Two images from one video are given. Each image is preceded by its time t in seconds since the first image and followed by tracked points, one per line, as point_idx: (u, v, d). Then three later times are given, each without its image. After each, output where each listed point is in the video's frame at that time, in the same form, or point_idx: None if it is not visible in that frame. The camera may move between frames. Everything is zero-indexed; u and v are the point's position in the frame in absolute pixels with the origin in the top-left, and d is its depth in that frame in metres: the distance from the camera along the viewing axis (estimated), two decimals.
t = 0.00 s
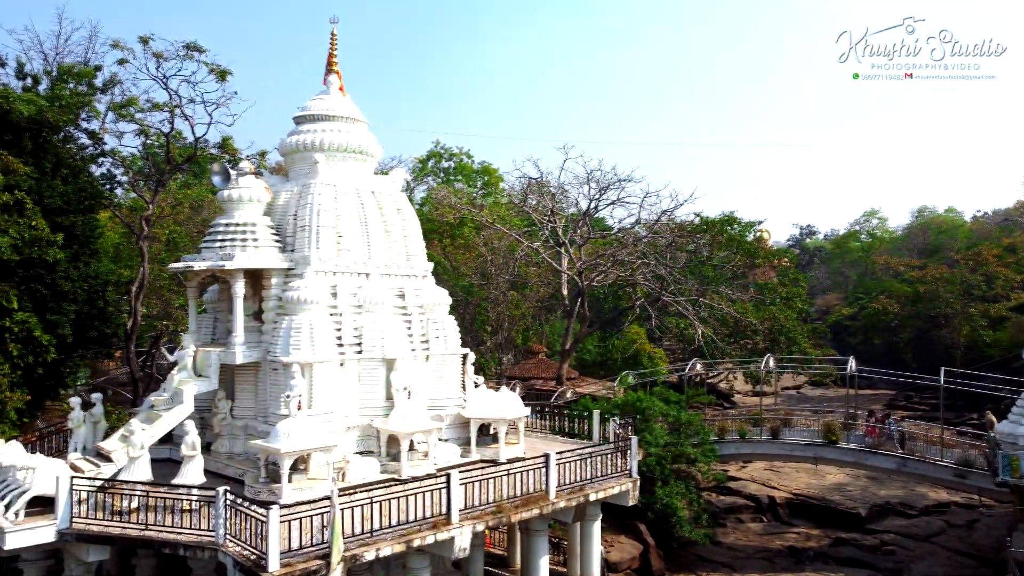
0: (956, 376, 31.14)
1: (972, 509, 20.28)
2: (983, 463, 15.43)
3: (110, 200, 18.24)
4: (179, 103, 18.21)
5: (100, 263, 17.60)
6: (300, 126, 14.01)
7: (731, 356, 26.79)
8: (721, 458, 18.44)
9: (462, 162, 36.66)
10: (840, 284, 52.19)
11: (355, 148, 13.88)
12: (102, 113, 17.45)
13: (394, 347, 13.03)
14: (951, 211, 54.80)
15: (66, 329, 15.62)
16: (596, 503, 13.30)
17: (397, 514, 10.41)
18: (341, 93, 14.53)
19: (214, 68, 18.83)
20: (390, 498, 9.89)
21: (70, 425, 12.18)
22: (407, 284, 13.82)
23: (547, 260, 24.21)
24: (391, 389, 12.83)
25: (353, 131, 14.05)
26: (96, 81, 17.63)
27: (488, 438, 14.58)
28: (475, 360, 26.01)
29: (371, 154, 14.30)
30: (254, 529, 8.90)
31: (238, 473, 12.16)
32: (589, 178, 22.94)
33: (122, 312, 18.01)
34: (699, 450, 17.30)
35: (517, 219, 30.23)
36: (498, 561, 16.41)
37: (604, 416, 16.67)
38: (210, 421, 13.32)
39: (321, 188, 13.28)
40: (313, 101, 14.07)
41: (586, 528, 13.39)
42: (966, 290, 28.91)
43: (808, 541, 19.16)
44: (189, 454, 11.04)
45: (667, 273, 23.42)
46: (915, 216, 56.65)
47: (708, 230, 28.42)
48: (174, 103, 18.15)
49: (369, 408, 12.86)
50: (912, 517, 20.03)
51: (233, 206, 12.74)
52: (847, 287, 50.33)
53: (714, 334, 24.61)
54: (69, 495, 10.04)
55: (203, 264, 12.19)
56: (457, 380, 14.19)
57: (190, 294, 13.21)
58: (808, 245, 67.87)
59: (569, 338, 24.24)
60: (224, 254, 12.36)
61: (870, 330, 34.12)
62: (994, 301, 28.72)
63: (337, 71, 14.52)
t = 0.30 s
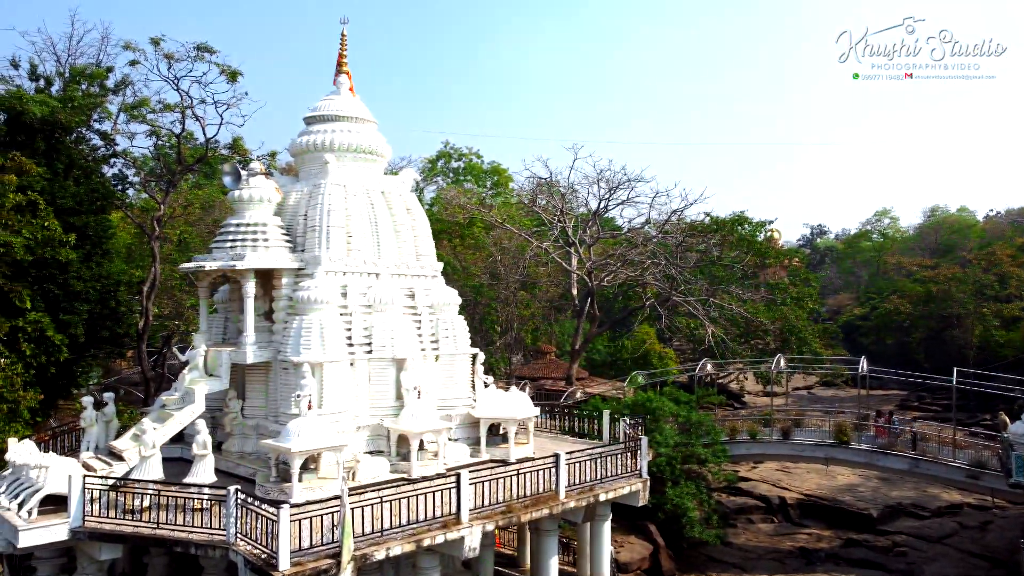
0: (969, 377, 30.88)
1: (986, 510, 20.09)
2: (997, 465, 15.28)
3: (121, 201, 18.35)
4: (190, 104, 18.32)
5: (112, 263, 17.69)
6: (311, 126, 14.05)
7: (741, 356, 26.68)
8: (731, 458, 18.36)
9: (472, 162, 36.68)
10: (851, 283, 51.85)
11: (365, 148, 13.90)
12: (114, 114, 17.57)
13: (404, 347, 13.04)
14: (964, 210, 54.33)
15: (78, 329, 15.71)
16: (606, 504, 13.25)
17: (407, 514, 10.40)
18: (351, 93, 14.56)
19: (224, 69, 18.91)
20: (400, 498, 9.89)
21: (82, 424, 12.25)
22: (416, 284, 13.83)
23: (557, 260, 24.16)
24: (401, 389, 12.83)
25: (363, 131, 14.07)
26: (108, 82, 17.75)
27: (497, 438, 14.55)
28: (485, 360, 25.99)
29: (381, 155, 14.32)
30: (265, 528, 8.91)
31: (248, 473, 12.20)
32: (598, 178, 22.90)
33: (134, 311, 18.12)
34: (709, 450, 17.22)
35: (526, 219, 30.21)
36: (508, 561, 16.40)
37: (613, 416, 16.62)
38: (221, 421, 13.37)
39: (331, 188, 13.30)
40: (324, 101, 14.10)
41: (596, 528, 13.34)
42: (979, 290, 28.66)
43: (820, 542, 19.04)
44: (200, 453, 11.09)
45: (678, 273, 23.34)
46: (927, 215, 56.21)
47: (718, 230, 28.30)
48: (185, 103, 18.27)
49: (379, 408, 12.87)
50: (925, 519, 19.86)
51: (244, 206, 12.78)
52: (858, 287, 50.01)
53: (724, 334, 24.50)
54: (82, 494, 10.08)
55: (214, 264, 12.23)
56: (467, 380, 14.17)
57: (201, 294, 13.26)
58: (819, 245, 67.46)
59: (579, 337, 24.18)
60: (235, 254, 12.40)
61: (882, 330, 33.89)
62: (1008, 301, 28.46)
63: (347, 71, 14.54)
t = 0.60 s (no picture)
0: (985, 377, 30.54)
1: (1003, 512, 19.85)
2: (1014, 466, 15.03)
3: (136, 201, 18.49)
4: (204, 105, 18.43)
5: (127, 264, 17.80)
6: (324, 127, 14.08)
7: (754, 357, 26.51)
8: (744, 459, 18.27)
9: (484, 162, 36.67)
10: (865, 283, 51.41)
11: (378, 148, 13.91)
12: (129, 115, 17.70)
13: (417, 347, 13.04)
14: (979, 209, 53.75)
15: (94, 329, 15.86)
16: (618, 504, 13.18)
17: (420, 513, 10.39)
18: (364, 94, 14.58)
19: (238, 70, 19.01)
20: (412, 497, 9.88)
21: (98, 424, 12.34)
22: (429, 284, 13.84)
23: (569, 260, 24.10)
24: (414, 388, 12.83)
25: (376, 131, 14.09)
26: (122, 84, 17.87)
27: (510, 438, 14.52)
28: (497, 360, 25.97)
29: (394, 155, 14.34)
30: (279, 528, 8.93)
31: (262, 472, 12.24)
32: (611, 178, 22.81)
33: (148, 311, 18.25)
34: (723, 451, 17.11)
35: (539, 219, 30.16)
36: (520, 561, 16.38)
37: (626, 417, 16.55)
38: (235, 420, 13.43)
39: (344, 188, 13.33)
40: (336, 102, 14.13)
41: (609, 528, 13.27)
42: (996, 290, 28.32)
43: (834, 543, 18.89)
44: (214, 453, 11.14)
45: (690, 273, 23.21)
46: (942, 215, 55.64)
47: (731, 229, 28.14)
48: (199, 105, 18.38)
49: (392, 407, 12.87)
50: (941, 520, 19.64)
51: (258, 206, 12.83)
52: (873, 287, 49.59)
53: (738, 335, 24.35)
54: (98, 492, 10.14)
55: (228, 264, 12.28)
56: (479, 380, 14.16)
57: (215, 294, 13.31)
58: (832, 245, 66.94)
59: (591, 337, 24.10)
60: (249, 254, 12.44)
61: (896, 331, 33.60)
62: None
63: (360, 72, 14.57)
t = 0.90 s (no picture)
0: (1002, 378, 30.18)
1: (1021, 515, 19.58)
2: None
3: (151, 202, 18.63)
4: (219, 106, 18.54)
5: (142, 264, 17.92)
6: (337, 127, 14.12)
7: (768, 357, 26.32)
8: (758, 461, 18.13)
9: (496, 162, 36.65)
10: (880, 283, 50.96)
11: (391, 149, 13.93)
12: (144, 117, 17.84)
13: (430, 347, 13.04)
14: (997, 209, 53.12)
15: (110, 328, 15.98)
16: (631, 504, 13.11)
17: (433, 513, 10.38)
18: (377, 94, 14.60)
19: (252, 71, 19.12)
20: (426, 497, 9.87)
21: (114, 423, 12.44)
22: (442, 284, 13.85)
23: (582, 260, 24.03)
24: (427, 388, 12.83)
25: (389, 132, 14.11)
26: (138, 85, 18.01)
27: (523, 438, 14.49)
28: (509, 361, 25.95)
29: (407, 155, 14.35)
30: (292, 527, 8.95)
31: (277, 471, 12.28)
32: (623, 178, 22.72)
33: (163, 311, 18.36)
34: (736, 451, 17.00)
35: (552, 219, 30.11)
36: (533, 561, 16.35)
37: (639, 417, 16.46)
38: (249, 420, 13.49)
39: (357, 188, 13.35)
40: (350, 103, 14.16)
41: (621, 528, 13.19)
42: (1014, 290, 27.97)
43: (849, 545, 18.71)
44: (229, 452, 11.19)
45: (704, 273, 23.07)
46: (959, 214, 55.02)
47: (744, 229, 27.96)
48: (213, 106, 18.50)
49: (406, 407, 12.87)
50: (957, 522, 19.40)
51: (272, 207, 12.88)
52: (888, 287, 49.14)
53: (751, 335, 24.19)
54: (113, 491, 10.20)
55: (242, 264, 12.33)
56: (492, 379, 14.14)
57: (229, 294, 13.37)
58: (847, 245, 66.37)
59: (604, 338, 24.01)
60: (263, 254, 12.49)
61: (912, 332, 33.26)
62: None
63: (373, 72, 14.59)
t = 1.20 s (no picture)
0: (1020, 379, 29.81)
1: None
2: None
3: (167, 203, 18.78)
4: (233, 107, 18.67)
5: (158, 264, 18.06)
6: (351, 128, 14.16)
7: (783, 357, 26.14)
8: (771, 461, 18.06)
9: (509, 162, 36.65)
10: (895, 283, 50.49)
11: (404, 149, 13.95)
12: (160, 118, 17.98)
13: (443, 347, 13.04)
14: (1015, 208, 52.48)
15: (126, 328, 16.10)
16: (644, 506, 13.04)
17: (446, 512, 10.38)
18: (391, 95, 14.63)
19: (266, 72, 19.24)
20: (439, 497, 9.86)
21: (129, 422, 12.53)
22: (455, 284, 13.84)
23: (595, 260, 23.98)
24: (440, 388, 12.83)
25: (402, 132, 14.13)
26: (154, 87, 18.16)
27: (536, 439, 14.46)
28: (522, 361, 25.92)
29: (421, 156, 14.36)
30: (306, 526, 8.98)
31: (291, 470, 12.32)
32: (637, 178, 22.64)
33: (178, 311, 18.50)
34: (750, 452, 16.89)
35: (564, 219, 30.06)
36: (546, 561, 16.32)
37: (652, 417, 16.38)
38: (264, 419, 13.55)
39: (370, 189, 13.39)
40: (363, 103, 14.19)
41: (634, 529, 13.13)
42: None
43: (864, 547, 18.54)
44: (244, 451, 11.24)
45: (718, 273, 22.92)
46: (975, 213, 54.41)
47: (758, 229, 27.79)
48: (228, 107, 18.63)
49: (419, 407, 12.88)
50: (974, 524, 19.16)
51: (286, 207, 12.94)
52: (903, 287, 48.67)
53: (766, 335, 24.04)
54: (130, 489, 10.27)
55: (256, 265, 12.39)
56: (505, 380, 14.11)
57: (244, 294, 13.44)
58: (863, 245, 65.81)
59: (617, 338, 23.93)
60: (277, 255, 12.54)
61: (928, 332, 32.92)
62: None
63: (386, 73, 14.63)
